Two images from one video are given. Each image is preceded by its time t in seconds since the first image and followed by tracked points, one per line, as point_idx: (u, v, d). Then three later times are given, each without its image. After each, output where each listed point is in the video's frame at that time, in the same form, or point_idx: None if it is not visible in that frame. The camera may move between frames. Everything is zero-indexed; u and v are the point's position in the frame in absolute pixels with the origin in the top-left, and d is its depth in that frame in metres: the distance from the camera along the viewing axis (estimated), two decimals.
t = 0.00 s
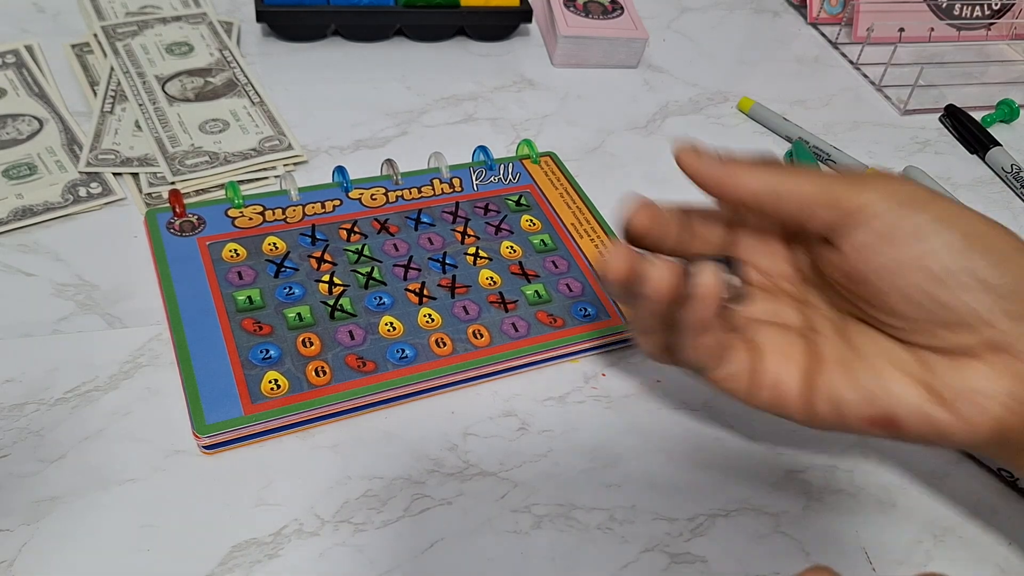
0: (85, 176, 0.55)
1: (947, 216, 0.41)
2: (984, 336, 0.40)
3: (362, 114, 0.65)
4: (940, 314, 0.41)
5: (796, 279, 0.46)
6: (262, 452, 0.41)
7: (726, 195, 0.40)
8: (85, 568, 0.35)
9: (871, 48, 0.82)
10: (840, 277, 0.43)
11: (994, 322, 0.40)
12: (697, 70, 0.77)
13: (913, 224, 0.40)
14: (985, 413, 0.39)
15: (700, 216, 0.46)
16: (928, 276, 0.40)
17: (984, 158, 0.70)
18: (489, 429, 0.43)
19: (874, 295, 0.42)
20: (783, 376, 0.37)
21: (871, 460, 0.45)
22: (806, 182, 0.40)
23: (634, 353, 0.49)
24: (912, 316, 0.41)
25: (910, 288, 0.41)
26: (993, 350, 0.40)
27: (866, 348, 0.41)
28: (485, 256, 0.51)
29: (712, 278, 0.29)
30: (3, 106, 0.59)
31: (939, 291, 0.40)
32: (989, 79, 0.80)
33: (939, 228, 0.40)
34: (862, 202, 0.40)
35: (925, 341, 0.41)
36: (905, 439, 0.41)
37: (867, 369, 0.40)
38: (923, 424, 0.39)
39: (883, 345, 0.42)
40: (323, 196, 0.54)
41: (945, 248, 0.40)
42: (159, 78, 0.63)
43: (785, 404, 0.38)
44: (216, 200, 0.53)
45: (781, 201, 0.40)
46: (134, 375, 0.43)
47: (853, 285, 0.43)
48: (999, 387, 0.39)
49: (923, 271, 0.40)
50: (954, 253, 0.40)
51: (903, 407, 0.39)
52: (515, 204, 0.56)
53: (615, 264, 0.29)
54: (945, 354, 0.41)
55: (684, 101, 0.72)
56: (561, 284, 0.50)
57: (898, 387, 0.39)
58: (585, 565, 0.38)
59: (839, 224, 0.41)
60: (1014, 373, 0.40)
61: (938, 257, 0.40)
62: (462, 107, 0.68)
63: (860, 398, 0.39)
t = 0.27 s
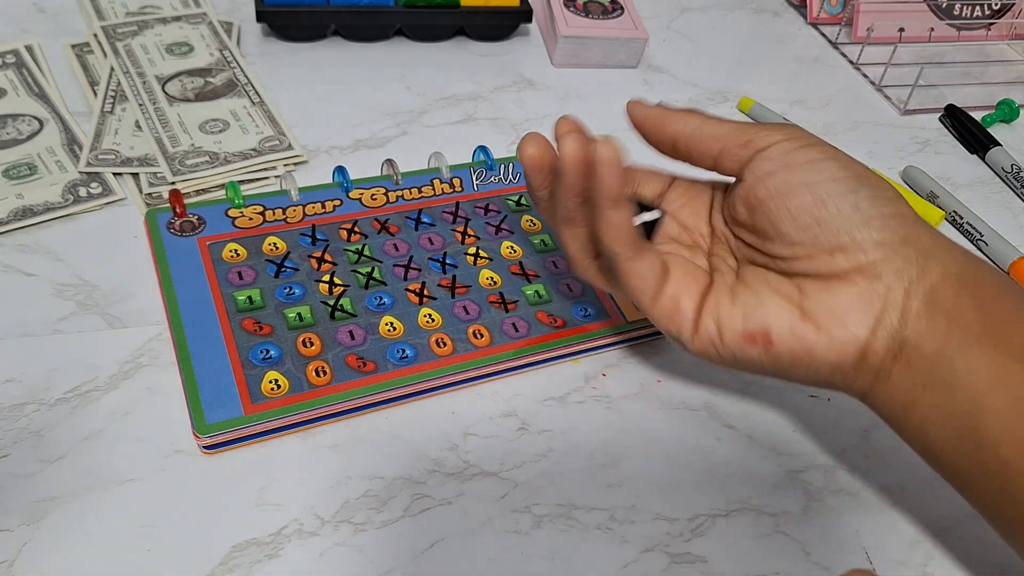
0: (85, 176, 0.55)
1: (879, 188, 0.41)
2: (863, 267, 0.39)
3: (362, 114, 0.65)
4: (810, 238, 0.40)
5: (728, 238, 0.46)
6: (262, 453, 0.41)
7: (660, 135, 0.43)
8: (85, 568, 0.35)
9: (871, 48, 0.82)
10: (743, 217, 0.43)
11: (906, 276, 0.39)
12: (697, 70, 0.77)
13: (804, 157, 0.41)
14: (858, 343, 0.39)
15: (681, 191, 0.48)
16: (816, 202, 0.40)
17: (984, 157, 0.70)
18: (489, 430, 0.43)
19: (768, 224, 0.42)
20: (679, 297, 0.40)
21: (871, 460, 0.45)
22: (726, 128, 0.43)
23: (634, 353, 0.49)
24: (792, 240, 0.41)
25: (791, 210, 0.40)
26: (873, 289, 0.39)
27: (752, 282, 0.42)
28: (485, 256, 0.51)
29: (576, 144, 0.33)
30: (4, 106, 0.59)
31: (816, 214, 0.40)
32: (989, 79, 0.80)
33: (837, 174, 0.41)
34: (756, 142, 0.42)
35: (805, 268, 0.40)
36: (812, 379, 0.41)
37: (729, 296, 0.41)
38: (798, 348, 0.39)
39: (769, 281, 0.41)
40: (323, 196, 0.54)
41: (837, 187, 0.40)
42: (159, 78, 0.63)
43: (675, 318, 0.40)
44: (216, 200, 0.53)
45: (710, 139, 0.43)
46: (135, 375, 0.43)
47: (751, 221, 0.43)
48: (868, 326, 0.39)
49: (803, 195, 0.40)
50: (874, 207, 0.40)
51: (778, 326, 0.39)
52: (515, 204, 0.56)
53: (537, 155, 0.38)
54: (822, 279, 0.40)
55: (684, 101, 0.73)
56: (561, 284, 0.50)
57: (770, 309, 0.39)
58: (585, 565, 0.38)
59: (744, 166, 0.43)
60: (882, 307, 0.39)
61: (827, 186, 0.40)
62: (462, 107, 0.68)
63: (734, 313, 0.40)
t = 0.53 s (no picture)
0: (85, 176, 0.55)
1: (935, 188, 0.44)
2: (916, 263, 0.42)
3: (362, 114, 0.65)
4: (870, 229, 0.42)
5: (782, 221, 0.48)
6: (262, 453, 0.41)
7: (734, 103, 0.44)
8: (85, 568, 0.35)
9: (871, 48, 0.82)
10: (806, 198, 0.46)
11: (956, 277, 0.42)
12: (697, 70, 0.77)
13: (873, 150, 0.44)
14: (899, 334, 0.43)
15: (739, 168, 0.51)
16: (879, 195, 0.42)
17: (984, 157, 0.70)
18: (489, 430, 0.43)
19: (829, 208, 0.44)
20: (724, 270, 0.43)
21: (871, 460, 0.45)
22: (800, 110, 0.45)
23: (634, 353, 0.49)
24: (852, 228, 0.43)
25: (863, 199, 0.43)
26: (920, 284, 0.42)
27: (805, 266, 0.44)
28: (485, 256, 0.51)
29: (634, 91, 0.36)
30: (3, 106, 0.59)
31: (880, 207, 0.42)
32: (989, 79, 0.80)
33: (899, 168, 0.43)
34: (832, 130, 0.45)
35: (857, 257, 0.43)
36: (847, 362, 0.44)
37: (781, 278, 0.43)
38: (843, 331, 0.42)
39: (821, 267, 0.44)
40: (323, 196, 0.54)
41: (901, 184, 0.43)
42: (159, 78, 0.63)
43: (719, 290, 0.43)
44: (215, 200, 0.53)
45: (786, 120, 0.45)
46: (134, 375, 0.43)
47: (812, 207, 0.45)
48: (912, 319, 0.42)
49: (869, 186, 0.43)
50: (929, 205, 0.43)
51: (826, 311, 0.42)
52: (514, 204, 0.56)
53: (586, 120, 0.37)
54: (872, 270, 0.43)
55: (684, 101, 0.73)
56: (560, 284, 0.50)
57: (824, 295, 0.42)
58: (585, 564, 0.38)
59: (814, 149, 0.45)
60: (922, 300, 0.42)
61: (890, 181, 0.43)
62: (462, 107, 0.68)
63: (786, 293, 0.43)
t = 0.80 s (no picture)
0: (85, 176, 0.55)
1: (949, 201, 0.43)
2: (917, 275, 0.42)
3: (362, 114, 0.65)
4: (878, 237, 0.42)
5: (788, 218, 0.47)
6: (263, 453, 0.41)
7: (767, 86, 0.44)
8: (85, 568, 0.35)
9: (871, 48, 0.82)
10: (820, 194, 0.45)
11: (954, 292, 0.42)
12: (697, 70, 0.77)
13: (892, 157, 0.43)
14: (895, 342, 0.42)
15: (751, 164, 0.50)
16: (893, 203, 0.42)
17: (983, 158, 0.70)
18: (489, 430, 0.43)
19: (840, 210, 0.43)
20: (725, 259, 0.43)
21: (871, 460, 0.45)
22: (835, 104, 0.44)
23: (634, 353, 0.49)
24: (859, 235, 0.43)
25: (876, 206, 0.42)
26: (920, 296, 0.42)
27: (807, 269, 0.44)
28: (485, 256, 0.51)
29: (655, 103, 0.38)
30: (4, 106, 0.59)
31: (892, 215, 0.42)
32: (989, 79, 0.80)
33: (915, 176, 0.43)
34: (858, 131, 0.44)
35: (860, 263, 0.43)
36: (841, 365, 0.44)
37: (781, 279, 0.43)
38: (839, 338, 0.42)
39: (822, 271, 0.44)
40: (323, 196, 0.54)
41: (915, 195, 0.42)
42: (159, 79, 0.63)
43: (720, 279, 0.43)
44: (216, 200, 0.53)
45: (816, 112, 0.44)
46: (135, 375, 0.43)
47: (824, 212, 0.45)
48: (908, 329, 0.42)
49: (885, 192, 0.42)
50: (938, 218, 0.42)
51: (824, 315, 0.42)
52: (515, 204, 0.56)
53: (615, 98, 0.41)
54: (873, 277, 0.43)
55: (684, 101, 0.73)
56: (561, 284, 0.50)
57: (822, 299, 0.42)
58: (585, 564, 0.38)
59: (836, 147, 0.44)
60: (920, 311, 0.42)
61: (905, 190, 0.42)
62: (462, 107, 0.68)
63: (785, 293, 0.43)
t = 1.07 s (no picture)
0: (85, 176, 0.55)
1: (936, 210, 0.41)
2: (921, 298, 0.42)
3: (362, 114, 0.65)
4: (872, 270, 0.41)
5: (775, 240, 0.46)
6: (263, 452, 0.41)
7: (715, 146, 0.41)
8: (85, 568, 0.35)
9: (871, 48, 0.82)
10: (798, 225, 0.43)
11: (961, 305, 0.42)
12: (697, 70, 0.77)
13: (866, 185, 0.40)
14: (913, 367, 0.43)
15: (728, 181, 0.47)
16: (878, 236, 0.40)
17: (983, 157, 0.70)
18: (489, 430, 0.43)
19: (830, 248, 0.42)
20: (742, 325, 0.43)
21: (871, 460, 0.45)
22: (792, 141, 0.40)
23: (634, 353, 0.49)
24: (851, 268, 0.42)
25: (863, 239, 0.40)
26: (928, 318, 0.42)
27: (811, 307, 0.44)
28: (485, 256, 0.51)
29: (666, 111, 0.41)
30: (4, 106, 0.59)
31: (880, 247, 0.41)
32: (988, 79, 0.80)
33: (897, 196, 0.40)
34: (824, 163, 0.40)
35: (862, 294, 0.43)
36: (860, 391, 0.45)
37: (792, 327, 0.43)
38: (859, 373, 0.43)
39: (828, 306, 0.44)
40: (323, 196, 0.54)
41: (902, 220, 0.40)
42: (159, 79, 0.63)
43: (741, 346, 0.44)
44: (216, 200, 0.53)
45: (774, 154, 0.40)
46: (135, 374, 0.43)
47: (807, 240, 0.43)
48: (923, 352, 0.43)
49: (869, 226, 0.40)
50: (929, 235, 0.41)
51: (840, 354, 0.43)
52: (515, 204, 0.56)
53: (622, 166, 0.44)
54: (878, 307, 0.43)
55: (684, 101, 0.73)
56: (560, 284, 0.50)
57: (834, 339, 0.43)
58: (585, 565, 0.38)
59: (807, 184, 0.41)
60: (931, 332, 0.42)
61: (890, 218, 0.40)
62: (462, 107, 0.68)
63: (799, 341, 0.43)
